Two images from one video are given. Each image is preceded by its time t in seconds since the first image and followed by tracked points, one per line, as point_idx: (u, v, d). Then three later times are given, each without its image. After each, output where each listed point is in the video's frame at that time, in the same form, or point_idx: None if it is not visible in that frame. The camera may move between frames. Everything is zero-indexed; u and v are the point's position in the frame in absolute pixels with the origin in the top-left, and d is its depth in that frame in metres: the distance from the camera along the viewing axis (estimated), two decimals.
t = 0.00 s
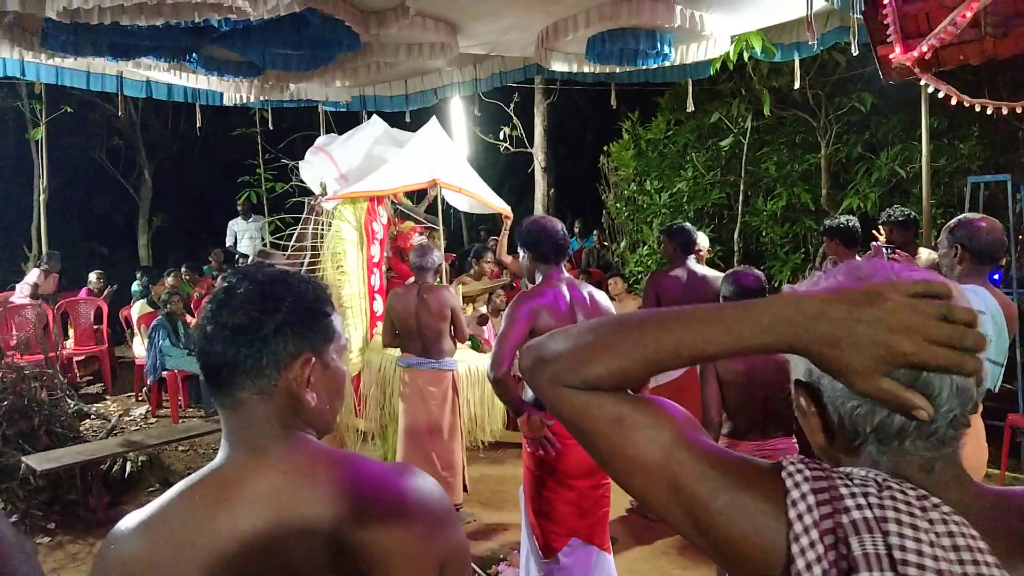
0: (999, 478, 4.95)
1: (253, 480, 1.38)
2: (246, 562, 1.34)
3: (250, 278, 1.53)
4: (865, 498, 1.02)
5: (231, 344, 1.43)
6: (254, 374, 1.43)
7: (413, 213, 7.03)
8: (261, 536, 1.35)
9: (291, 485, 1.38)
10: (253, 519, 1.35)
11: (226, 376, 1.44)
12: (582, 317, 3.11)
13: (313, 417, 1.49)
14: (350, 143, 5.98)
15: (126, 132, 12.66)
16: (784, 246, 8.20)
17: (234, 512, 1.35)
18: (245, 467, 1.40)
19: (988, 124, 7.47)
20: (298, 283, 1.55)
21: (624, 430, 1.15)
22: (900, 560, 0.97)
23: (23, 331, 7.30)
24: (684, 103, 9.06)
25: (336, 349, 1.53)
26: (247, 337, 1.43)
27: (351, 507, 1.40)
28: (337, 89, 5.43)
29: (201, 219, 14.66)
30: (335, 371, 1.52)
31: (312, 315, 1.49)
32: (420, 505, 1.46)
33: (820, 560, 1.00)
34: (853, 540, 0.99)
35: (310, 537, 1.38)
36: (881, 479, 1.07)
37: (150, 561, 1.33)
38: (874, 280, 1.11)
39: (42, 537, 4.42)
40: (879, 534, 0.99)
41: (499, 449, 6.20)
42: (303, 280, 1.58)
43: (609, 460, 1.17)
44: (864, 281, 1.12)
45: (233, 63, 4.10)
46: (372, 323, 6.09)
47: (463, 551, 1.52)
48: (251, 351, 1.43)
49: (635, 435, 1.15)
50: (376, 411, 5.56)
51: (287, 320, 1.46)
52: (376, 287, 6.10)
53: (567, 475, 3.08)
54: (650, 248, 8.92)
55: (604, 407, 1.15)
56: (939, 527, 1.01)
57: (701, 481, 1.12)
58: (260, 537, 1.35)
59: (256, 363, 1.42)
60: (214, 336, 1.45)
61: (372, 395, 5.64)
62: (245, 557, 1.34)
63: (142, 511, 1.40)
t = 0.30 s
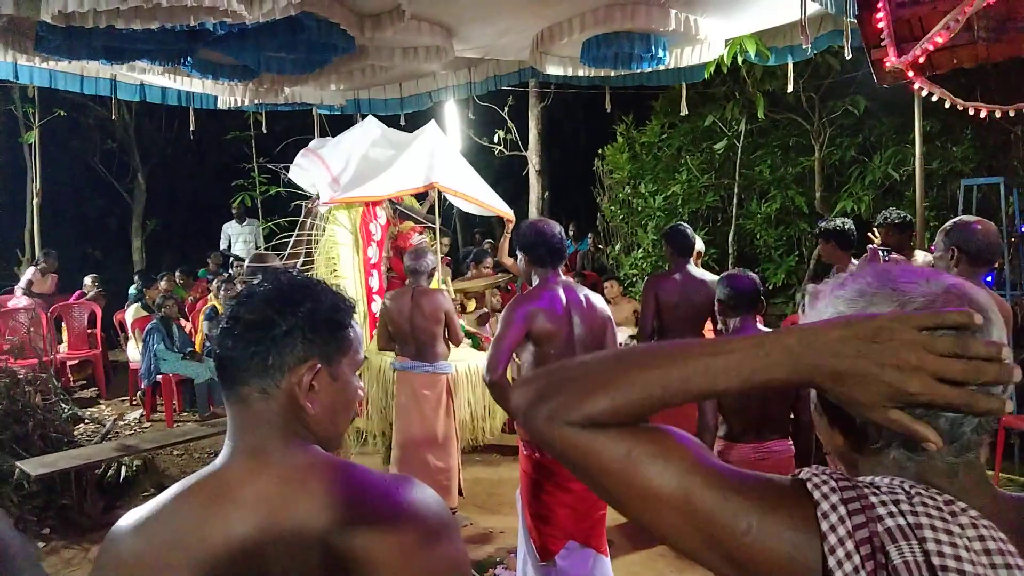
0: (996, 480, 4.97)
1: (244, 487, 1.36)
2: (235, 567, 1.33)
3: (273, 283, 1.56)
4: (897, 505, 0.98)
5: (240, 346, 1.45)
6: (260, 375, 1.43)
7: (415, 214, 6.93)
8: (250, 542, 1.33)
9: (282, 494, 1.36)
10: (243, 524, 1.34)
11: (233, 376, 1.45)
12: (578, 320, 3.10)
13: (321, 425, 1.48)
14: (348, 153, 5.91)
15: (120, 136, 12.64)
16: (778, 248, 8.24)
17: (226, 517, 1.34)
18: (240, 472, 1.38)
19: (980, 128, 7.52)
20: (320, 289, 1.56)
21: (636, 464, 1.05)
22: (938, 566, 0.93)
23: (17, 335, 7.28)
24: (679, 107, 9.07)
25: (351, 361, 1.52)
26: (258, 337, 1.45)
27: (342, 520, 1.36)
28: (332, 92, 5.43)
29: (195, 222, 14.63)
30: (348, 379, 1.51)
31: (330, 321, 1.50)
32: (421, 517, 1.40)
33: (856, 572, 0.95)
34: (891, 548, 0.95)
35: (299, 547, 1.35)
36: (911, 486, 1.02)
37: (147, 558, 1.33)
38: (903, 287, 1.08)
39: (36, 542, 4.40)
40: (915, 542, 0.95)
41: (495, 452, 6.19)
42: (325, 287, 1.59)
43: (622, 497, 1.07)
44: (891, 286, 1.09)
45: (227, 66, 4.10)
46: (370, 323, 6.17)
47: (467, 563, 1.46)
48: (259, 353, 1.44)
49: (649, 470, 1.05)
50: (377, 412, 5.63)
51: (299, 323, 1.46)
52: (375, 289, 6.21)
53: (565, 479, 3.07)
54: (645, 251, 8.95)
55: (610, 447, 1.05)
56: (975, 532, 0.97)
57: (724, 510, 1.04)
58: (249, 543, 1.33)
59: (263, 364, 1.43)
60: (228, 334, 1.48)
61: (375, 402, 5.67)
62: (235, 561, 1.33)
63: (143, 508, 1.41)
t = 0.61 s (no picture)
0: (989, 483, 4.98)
1: (241, 491, 1.35)
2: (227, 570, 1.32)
3: (293, 286, 1.56)
4: (883, 505, 1.00)
5: (252, 342, 1.45)
6: (269, 370, 1.42)
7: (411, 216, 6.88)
8: (244, 547, 1.32)
9: (279, 500, 1.34)
10: (239, 528, 1.33)
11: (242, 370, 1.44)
12: (573, 324, 3.09)
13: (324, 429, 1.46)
14: (351, 155, 6.01)
15: (113, 138, 12.59)
16: (772, 251, 8.26)
17: (221, 521, 1.33)
18: (238, 475, 1.37)
19: (972, 131, 7.56)
20: (336, 297, 1.56)
21: None
22: (932, 557, 0.94)
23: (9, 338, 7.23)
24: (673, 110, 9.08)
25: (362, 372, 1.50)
26: (273, 334, 1.44)
27: (337, 528, 1.34)
28: (326, 94, 5.42)
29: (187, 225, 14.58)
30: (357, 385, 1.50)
31: (344, 329, 1.49)
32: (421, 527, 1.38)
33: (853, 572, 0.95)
34: (882, 544, 0.95)
35: (293, 556, 1.33)
36: (895, 489, 1.04)
37: (142, 561, 1.33)
38: (937, 288, 1.12)
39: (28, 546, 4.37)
40: (908, 537, 0.96)
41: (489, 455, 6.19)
42: (342, 297, 1.58)
43: None
44: (924, 287, 1.13)
45: (222, 69, 4.09)
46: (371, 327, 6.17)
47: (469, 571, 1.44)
48: (274, 351, 1.43)
49: None
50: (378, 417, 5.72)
51: (311, 329, 1.45)
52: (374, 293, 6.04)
53: (561, 481, 3.07)
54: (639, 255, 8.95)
55: None
56: (961, 523, 0.98)
57: None
58: (242, 547, 1.32)
59: (272, 360, 1.42)
60: (243, 329, 1.48)
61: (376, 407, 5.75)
62: (229, 564, 1.32)
63: (142, 505, 1.41)
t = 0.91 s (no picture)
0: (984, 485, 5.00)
1: (242, 492, 1.35)
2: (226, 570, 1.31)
3: (304, 288, 1.59)
4: (880, 504, 1.01)
5: (264, 340, 1.46)
6: (283, 363, 1.43)
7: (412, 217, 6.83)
8: (244, 546, 1.32)
9: (280, 499, 1.34)
10: (239, 527, 1.33)
11: (254, 364, 1.45)
12: (570, 325, 3.10)
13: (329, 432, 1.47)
14: (355, 157, 6.01)
15: (108, 138, 12.56)
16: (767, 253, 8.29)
17: (222, 520, 1.33)
18: (241, 475, 1.37)
19: (967, 133, 7.59)
20: (343, 300, 1.59)
21: None
22: (931, 553, 0.94)
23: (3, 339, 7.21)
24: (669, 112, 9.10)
25: (370, 374, 1.53)
26: (284, 334, 1.46)
27: (334, 529, 1.34)
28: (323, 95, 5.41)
29: (183, 226, 14.55)
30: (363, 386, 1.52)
31: (353, 332, 1.51)
32: (424, 527, 1.39)
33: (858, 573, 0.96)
34: (884, 542, 0.96)
35: (293, 557, 1.32)
36: (889, 488, 1.05)
37: (141, 562, 1.33)
38: (936, 288, 1.14)
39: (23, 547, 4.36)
40: (907, 533, 0.96)
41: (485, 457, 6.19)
42: (349, 301, 1.61)
43: None
44: (922, 287, 1.14)
45: (218, 70, 4.09)
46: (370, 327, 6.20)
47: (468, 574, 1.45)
48: (286, 349, 1.44)
49: None
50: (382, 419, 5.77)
51: (320, 332, 1.47)
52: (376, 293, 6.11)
53: (558, 482, 3.07)
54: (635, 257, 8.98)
55: None
56: (958, 520, 0.99)
57: None
58: (242, 547, 1.32)
59: (283, 358, 1.44)
60: (254, 327, 1.50)
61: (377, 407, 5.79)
62: (228, 564, 1.31)
63: (144, 505, 1.41)
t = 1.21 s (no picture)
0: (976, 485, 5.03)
1: (247, 489, 1.36)
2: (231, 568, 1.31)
3: (288, 279, 1.55)
4: (889, 512, 0.99)
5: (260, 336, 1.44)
6: (276, 371, 1.41)
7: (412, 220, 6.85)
8: (248, 543, 1.32)
9: (285, 496, 1.35)
10: (243, 524, 1.33)
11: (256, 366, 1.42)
12: (565, 325, 3.11)
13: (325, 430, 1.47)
14: (355, 162, 6.03)
15: (102, 137, 12.54)
16: (762, 253, 8.31)
17: (225, 519, 1.33)
18: (244, 475, 1.37)
19: (961, 135, 7.62)
20: (335, 296, 1.56)
21: None
22: (943, 563, 0.94)
23: None
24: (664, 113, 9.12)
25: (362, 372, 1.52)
26: (274, 328, 1.44)
27: (336, 527, 1.35)
28: (318, 95, 5.42)
29: (177, 225, 14.52)
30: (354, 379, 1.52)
31: (337, 327, 1.48)
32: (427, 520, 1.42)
33: None
34: (895, 551, 0.95)
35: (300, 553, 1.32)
36: (897, 493, 1.04)
37: (145, 561, 1.33)
38: (962, 296, 1.13)
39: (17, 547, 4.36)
40: (918, 544, 0.95)
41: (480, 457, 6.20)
42: (342, 298, 1.59)
43: None
44: (949, 294, 1.12)
45: (214, 70, 4.10)
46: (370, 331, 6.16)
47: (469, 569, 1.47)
48: (271, 343, 1.42)
49: None
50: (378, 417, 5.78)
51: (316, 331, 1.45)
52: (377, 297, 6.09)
53: (553, 482, 3.08)
54: (631, 257, 9.01)
55: None
56: (965, 527, 0.99)
57: None
58: (247, 544, 1.32)
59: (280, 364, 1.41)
60: (245, 326, 1.46)
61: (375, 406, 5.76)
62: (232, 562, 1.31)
63: (143, 508, 1.40)
